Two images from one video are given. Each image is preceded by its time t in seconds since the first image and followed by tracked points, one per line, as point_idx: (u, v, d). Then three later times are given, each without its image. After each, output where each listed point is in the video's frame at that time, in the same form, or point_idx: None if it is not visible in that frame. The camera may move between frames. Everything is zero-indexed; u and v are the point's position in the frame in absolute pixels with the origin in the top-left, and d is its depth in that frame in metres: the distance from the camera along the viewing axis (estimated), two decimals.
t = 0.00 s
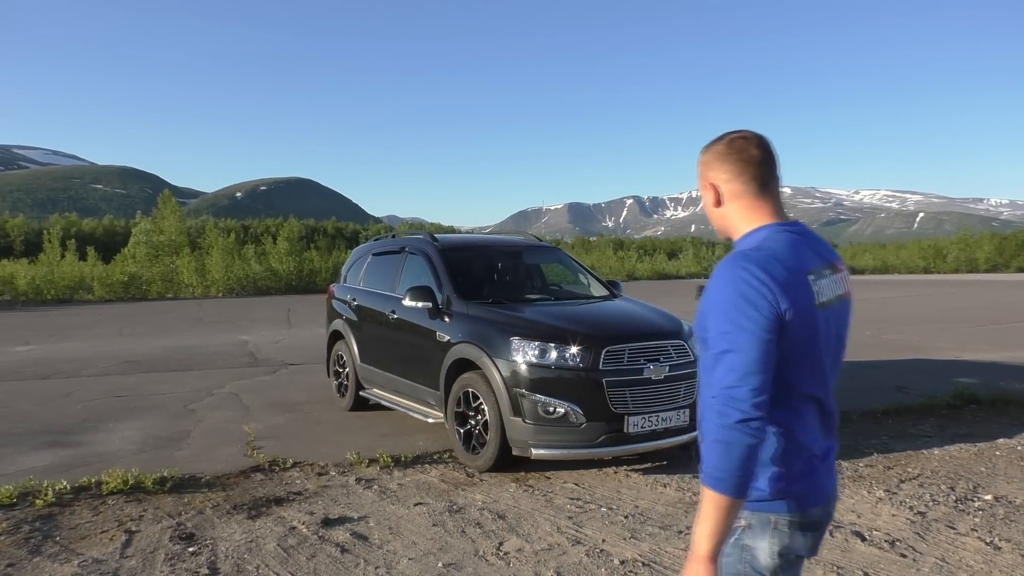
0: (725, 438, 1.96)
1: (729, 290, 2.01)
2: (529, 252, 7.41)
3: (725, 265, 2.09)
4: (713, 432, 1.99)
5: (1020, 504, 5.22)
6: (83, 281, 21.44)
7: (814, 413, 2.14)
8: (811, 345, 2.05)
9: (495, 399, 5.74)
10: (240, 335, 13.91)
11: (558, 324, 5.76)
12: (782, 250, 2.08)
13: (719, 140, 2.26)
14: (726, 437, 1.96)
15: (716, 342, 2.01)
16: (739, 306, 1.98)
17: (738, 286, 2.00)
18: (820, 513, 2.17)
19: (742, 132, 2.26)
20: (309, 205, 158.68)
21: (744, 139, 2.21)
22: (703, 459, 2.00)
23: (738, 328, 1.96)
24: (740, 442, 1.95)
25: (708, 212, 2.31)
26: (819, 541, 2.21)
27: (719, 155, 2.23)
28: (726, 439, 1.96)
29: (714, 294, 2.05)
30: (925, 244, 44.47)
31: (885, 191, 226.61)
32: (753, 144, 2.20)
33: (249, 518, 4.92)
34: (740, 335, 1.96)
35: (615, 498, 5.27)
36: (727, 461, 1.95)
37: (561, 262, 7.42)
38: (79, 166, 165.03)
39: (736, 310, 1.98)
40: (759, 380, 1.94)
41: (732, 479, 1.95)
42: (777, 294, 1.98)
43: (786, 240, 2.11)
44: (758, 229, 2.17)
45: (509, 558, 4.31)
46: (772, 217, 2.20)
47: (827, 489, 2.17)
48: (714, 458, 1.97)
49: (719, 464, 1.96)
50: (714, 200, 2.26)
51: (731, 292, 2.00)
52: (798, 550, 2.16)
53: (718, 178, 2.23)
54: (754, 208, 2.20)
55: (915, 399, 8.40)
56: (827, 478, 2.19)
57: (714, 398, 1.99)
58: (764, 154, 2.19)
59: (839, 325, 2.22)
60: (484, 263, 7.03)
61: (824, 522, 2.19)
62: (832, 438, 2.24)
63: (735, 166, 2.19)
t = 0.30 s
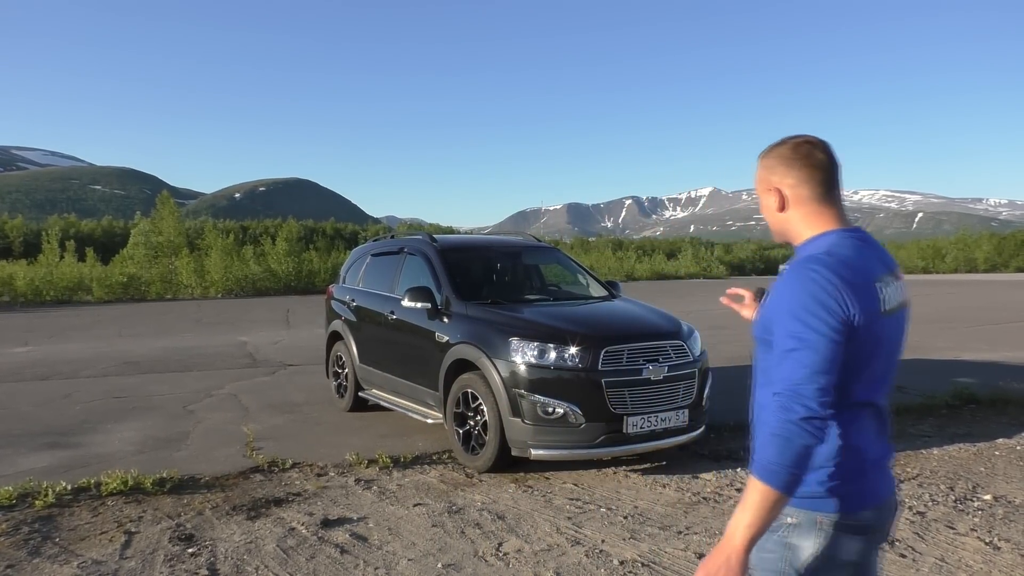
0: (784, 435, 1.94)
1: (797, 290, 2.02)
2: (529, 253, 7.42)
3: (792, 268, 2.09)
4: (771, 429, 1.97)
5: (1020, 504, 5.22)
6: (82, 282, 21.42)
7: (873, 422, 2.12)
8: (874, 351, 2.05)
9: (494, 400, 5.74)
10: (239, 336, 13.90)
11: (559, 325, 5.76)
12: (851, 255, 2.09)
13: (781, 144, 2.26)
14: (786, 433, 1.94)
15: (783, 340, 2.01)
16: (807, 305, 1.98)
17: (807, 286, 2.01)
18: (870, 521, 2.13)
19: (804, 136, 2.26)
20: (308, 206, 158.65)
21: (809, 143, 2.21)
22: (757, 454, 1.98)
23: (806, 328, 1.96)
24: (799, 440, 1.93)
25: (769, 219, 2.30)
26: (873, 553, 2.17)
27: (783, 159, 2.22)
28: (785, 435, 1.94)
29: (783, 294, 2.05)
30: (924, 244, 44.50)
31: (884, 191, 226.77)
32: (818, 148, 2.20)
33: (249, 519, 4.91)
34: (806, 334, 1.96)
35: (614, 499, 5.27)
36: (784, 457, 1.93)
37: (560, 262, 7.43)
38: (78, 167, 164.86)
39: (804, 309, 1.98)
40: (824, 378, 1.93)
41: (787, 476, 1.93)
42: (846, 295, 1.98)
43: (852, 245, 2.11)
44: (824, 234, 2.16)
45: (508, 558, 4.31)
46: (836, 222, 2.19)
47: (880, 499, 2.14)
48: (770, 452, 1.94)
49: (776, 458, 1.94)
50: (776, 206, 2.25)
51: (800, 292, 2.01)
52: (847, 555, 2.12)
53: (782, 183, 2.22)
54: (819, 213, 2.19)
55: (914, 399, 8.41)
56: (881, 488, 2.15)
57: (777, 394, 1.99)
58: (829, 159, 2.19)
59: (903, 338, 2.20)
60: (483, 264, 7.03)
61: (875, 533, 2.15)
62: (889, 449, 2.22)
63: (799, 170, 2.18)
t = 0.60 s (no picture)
0: (853, 420, 1.91)
1: (855, 279, 2.01)
2: (527, 254, 7.42)
3: (845, 259, 2.09)
4: (838, 416, 1.93)
5: (1017, 504, 5.23)
6: (80, 283, 21.42)
7: (937, 415, 2.10)
8: (936, 337, 2.03)
9: (492, 401, 5.74)
10: (237, 337, 13.90)
11: (558, 326, 5.76)
12: (905, 244, 2.08)
13: (815, 153, 2.27)
14: (853, 419, 1.91)
15: (845, 328, 1.99)
16: (868, 293, 1.97)
17: (865, 273, 2.00)
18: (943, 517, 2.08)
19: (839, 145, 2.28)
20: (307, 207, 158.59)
21: (844, 150, 2.22)
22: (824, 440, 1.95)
23: (869, 314, 1.94)
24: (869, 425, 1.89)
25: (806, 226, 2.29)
26: (946, 552, 2.12)
27: (821, 164, 2.22)
28: (851, 421, 1.91)
29: (840, 284, 2.04)
30: (922, 245, 44.54)
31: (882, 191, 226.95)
32: (854, 154, 2.22)
33: (247, 520, 4.92)
34: (870, 319, 1.94)
35: (613, 499, 5.28)
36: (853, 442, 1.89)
37: (558, 263, 7.43)
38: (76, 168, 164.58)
39: (865, 295, 1.97)
40: (891, 364, 1.90)
41: (854, 459, 1.92)
42: (908, 282, 1.97)
43: (902, 237, 2.11)
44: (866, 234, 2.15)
45: (506, 560, 4.32)
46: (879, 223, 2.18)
47: (954, 491, 2.10)
48: (839, 437, 1.91)
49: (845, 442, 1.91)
50: (815, 211, 2.24)
51: (859, 278, 2.00)
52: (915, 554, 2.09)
53: (820, 188, 2.22)
54: (860, 215, 2.18)
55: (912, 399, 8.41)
56: (953, 482, 2.11)
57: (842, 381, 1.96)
58: (865, 164, 2.20)
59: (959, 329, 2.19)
60: (481, 265, 7.04)
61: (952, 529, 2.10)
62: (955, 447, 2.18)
63: (837, 175, 2.19)
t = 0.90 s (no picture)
0: (869, 426, 1.88)
1: (880, 280, 1.98)
2: (521, 255, 7.43)
3: (870, 260, 2.07)
4: (853, 420, 1.91)
5: (1011, 503, 5.25)
6: (75, 285, 21.37)
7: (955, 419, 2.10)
8: (957, 343, 2.02)
9: (487, 402, 5.74)
10: (232, 339, 13.89)
11: (553, 327, 5.76)
12: (929, 247, 2.07)
13: (832, 149, 2.27)
14: (869, 425, 1.88)
15: (865, 331, 1.97)
16: (892, 295, 1.94)
17: (890, 275, 1.97)
18: (963, 522, 2.07)
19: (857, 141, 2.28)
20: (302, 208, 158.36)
21: (857, 147, 2.23)
22: (836, 446, 1.92)
23: (892, 317, 1.92)
24: (885, 433, 1.87)
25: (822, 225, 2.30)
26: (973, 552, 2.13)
27: (835, 161, 2.23)
28: (868, 427, 1.88)
29: (865, 284, 2.02)
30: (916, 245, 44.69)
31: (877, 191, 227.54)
32: (868, 150, 2.22)
33: (242, 523, 4.91)
34: (892, 323, 1.92)
35: (608, 500, 5.28)
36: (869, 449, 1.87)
37: (553, 264, 7.44)
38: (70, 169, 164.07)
39: (889, 298, 1.95)
40: (911, 370, 1.89)
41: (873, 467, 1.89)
42: (935, 285, 1.95)
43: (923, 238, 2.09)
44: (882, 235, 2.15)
45: (502, 560, 4.32)
46: (896, 221, 2.17)
47: (966, 500, 2.09)
48: (851, 443, 1.88)
49: (856, 449, 1.88)
50: (831, 210, 2.25)
51: (882, 282, 1.97)
52: (952, 561, 2.07)
53: (835, 186, 2.23)
54: (875, 213, 2.18)
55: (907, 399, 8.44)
56: (969, 486, 2.11)
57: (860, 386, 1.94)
58: (881, 160, 2.20)
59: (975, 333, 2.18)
60: (476, 266, 7.04)
61: (969, 537, 2.09)
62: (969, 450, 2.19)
63: (849, 173, 2.20)
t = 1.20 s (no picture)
0: (912, 454, 1.78)
1: (915, 292, 1.88)
2: (514, 255, 7.44)
3: (895, 268, 1.96)
4: (895, 446, 1.81)
5: (1000, 502, 5.29)
6: (66, 285, 21.29)
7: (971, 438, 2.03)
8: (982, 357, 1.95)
9: (480, 402, 5.75)
10: (224, 339, 13.85)
11: (545, 328, 5.77)
12: (951, 255, 1.99)
13: (854, 143, 2.13)
14: (912, 452, 1.79)
15: (899, 347, 1.86)
16: (929, 309, 1.84)
17: (924, 287, 1.87)
18: (973, 548, 2.02)
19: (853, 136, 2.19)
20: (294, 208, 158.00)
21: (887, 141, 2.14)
22: (875, 474, 1.82)
23: (931, 334, 1.82)
24: (930, 460, 1.77)
25: (852, 224, 2.11)
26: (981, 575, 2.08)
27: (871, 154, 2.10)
28: (912, 455, 1.78)
29: (896, 295, 1.91)
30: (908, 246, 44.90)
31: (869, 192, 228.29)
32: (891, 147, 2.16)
33: (234, 524, 4.90)
34: (932, 340, 1.81)
35: (601, 500, 5.30)
36: (913, 478, 1.77)
37: (545, 265, 7.45)
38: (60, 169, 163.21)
39: (926, 312, 1.84)
40: (954, 391, 1.79)
41: (918, 496, 1.78)
42: (968, 296, 1.87)
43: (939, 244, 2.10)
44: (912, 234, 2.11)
45: (495, 561, 4.33)
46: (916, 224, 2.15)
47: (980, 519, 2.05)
48: (895, 472, 1.78)
49: (902, 479, 1.78)
50: (869, 208, 2.10)
51: (918, 294, 1.87)
52: None
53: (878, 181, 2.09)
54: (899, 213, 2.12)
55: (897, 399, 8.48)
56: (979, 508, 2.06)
57: (900, 409, 1.84)
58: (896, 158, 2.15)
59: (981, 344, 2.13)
60: (469, 267, 7.05)
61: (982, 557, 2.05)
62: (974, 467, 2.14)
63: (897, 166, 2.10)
